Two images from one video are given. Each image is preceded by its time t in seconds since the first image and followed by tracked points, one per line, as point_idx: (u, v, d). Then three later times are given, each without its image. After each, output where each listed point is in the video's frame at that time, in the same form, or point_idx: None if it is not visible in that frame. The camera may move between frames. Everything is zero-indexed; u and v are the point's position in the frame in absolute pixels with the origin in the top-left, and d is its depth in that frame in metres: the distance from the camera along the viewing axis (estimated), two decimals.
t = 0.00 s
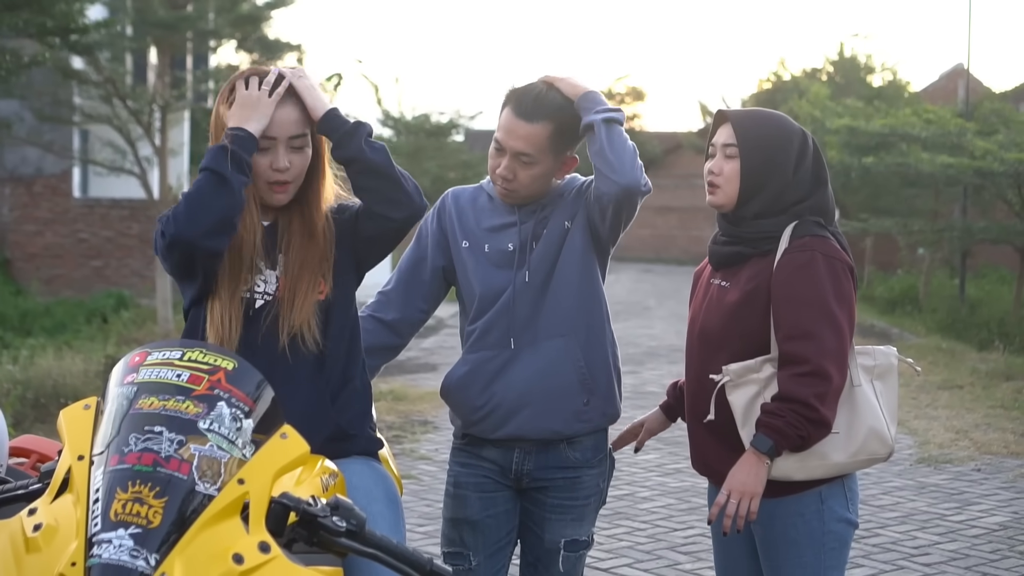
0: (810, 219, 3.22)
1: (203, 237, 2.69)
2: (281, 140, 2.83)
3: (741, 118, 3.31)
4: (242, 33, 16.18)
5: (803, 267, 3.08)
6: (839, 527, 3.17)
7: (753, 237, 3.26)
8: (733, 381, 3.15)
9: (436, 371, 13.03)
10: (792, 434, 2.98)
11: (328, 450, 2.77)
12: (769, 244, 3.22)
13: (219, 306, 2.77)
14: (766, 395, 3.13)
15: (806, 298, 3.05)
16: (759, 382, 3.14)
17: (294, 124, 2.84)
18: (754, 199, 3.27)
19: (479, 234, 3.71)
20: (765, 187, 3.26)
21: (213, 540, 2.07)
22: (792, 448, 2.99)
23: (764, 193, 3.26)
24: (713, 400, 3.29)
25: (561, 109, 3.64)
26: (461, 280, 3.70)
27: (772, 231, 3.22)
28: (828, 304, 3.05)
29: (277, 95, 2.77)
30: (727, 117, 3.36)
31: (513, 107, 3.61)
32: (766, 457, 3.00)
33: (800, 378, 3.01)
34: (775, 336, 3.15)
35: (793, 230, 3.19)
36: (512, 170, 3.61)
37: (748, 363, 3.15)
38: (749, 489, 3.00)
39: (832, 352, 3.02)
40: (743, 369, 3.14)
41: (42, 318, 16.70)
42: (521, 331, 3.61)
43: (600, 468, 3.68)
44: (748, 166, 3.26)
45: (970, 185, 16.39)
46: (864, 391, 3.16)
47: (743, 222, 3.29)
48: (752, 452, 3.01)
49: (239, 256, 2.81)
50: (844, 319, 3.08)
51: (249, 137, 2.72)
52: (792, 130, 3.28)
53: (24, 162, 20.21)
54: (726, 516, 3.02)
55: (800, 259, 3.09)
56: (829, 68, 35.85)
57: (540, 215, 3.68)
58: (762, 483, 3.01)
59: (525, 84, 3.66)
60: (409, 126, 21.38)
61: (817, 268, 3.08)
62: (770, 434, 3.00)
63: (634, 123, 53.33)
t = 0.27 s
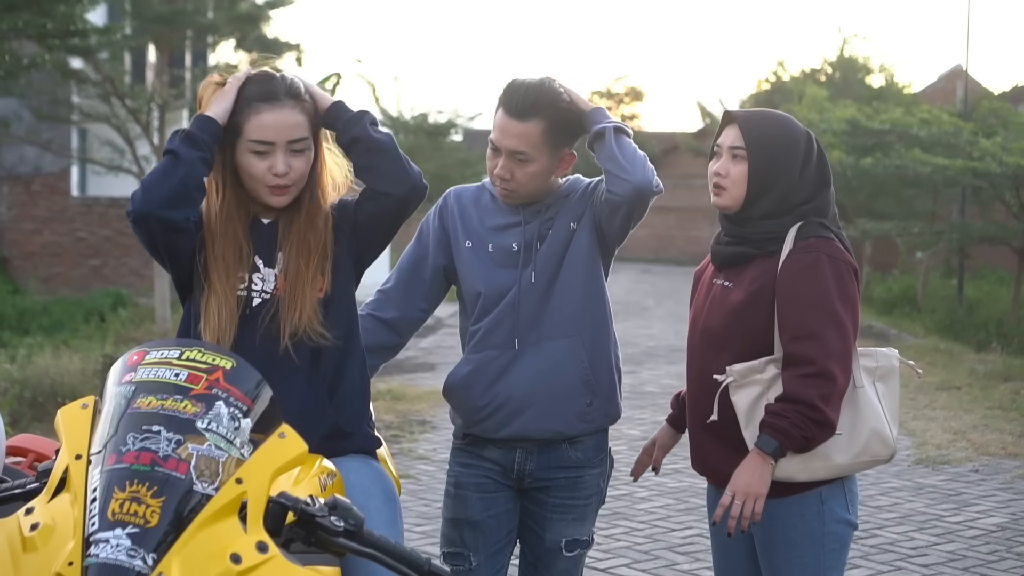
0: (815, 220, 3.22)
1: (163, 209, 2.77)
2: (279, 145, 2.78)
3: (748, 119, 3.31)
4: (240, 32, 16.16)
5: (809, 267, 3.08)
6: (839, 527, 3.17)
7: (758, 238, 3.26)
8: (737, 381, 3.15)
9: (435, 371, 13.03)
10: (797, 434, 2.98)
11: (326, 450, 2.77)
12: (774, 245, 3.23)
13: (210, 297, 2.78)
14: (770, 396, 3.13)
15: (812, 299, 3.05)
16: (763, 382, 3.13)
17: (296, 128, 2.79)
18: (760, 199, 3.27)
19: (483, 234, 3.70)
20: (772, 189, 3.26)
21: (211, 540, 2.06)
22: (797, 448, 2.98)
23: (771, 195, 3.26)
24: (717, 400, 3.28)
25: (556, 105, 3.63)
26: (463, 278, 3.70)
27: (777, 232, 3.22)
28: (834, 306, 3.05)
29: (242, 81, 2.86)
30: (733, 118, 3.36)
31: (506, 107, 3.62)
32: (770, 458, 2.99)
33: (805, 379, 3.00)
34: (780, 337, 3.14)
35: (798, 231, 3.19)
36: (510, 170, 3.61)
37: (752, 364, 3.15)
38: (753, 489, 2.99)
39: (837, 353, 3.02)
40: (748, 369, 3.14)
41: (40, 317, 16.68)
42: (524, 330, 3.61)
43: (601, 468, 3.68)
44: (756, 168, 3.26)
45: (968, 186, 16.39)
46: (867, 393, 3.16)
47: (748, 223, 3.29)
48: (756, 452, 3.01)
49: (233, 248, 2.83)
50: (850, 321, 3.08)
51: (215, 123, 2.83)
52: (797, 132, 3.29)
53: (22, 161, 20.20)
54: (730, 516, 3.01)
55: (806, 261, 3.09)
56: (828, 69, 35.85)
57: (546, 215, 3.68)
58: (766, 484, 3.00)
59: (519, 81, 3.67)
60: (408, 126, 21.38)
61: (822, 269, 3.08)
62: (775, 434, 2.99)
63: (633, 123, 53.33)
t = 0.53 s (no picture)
0: (821, 221, 3.23)
1: (140, 210, 2.80)
2: (277, 136, 2.80)
3: (755, 121, 3.31)
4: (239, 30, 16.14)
5: (815, 269, 3.08)
6: (839, 528, 3.16)
7: (763, 238, 3.26)
8: (741, 381, 3.14)
9: (433, 370, 13.02)
10: (803, 435, 2.98)
11: (324, 449, 2.77)
12: (779, 245, 3.23)
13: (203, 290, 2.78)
14: (774, 397, 3.13)
15: (818, 301, 3.05)
16: (767, 382, 3.13)
17: (294, 119, 2.80)
18: (767, 201, 3.28)
19: (485, 233, 3.70)
20: (781, 192, 3.26)
21: (209, 539, 2.06)
22: (802, 450, 2.99)
23: (779, 196, 3.27)
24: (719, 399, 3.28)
25: (548, 99, 3.62)
26: (463, 277, 3.69)
27: (783, 232, 3.23)
28: (840, 308, 3.05)
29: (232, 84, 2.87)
30: (740, 119, 3.36)
31: (497, 104, 3.62)
32: (776, 459, 2.99)
33: (811, 381, 3.00)
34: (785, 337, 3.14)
35: (804, 231, 3.19)
36: (506, 166, 3.60)
37: (756, 364, 3.14)
38: (758, 490, 2.99)
39: (843, 354, 3.02)
40: (752, 369, 3.13)
41: (38, 316, 16.65)
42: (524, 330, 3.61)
43: (600, 467, 3.68)
44: (765, 170, 3.27)
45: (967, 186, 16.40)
46: (870, 394, 3.16)
47: (754, 223, 3.29)
48: (762, 453, 3.01)
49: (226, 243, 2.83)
50: (855, 323, 3.09)
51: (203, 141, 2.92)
52: (804, 134, 3.30)
53: (20, 160, 20.17)
54: (735, 518, 3.01)
55: (812, 262, 3.09)
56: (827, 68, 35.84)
57: (547, 215, 3.68)
58: (771, 485, 3.00)
59: (511, 75, 3.65)
60: (407, 125, 21.39)
61: (828, 270, 3.08)
62: (781, 436, 3.00)
63: (631, 122, 53.33)
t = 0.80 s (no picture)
0: (826, 221, 3.23)
1: (128, 228, 2.81)
2: (275, 124, 2.81)
3: (761, 121, 3.31)
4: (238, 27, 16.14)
5: (822, 269, 3.08)
6: (839, 527, 3.17)
7: (768, 237, 3.26)
8: (745, 380, 3.14)
9: (432, 367, 13.03)
10: (807, 435, 2.98)
11: (323, 446, 2.77)
12: (784, 244, 3.23)
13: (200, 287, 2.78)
14: (778, 396, 3.13)
15: (824, 301, 3.05)
16: (771, 381, 3.13)
17: (292, 106, 2.83)
18: (773, 200, 3.29)
19: (484, 231, 3.70)
20: (788, 191, 3.27)
21: (208, 536, 2.06)
22: (806, 449, 2.99)
23: (784, 195, 3.27)
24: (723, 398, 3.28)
25: (547, 92, 3.64)
26: (463, 275, 3.69)
27: (788, 231, 3.23)
28: (846, 308, 3.06)
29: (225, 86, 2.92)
30: (746, 119, 3.36)
31: (496, 97, 3.66)
32: (780, 458, 3.00)
33: (817, 381, 3.01)
34: (789, 336, 3.14)
35: (810, 231, 3.19)
36: (504, 157, 3.62)
37: (761, 363, 3.14)
38: (762, 490, 3.00)
39: (848, 354, 3.03)
40: (756, 368, 3.13)
41: (38, 312, 16.64)
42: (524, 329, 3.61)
43: (597, 465, 3.69)
44: (772, 169, 3.27)
45: (966, 184, 16.40)
46: (872, 394, 3.16)
47: (760, 222, 3.30)
48: (766, 452, 3.01)
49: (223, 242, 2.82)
50: (860, 323, 3.09)
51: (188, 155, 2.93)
52: (809, 133, 3.31)
53: (20, 156, 20.16)
54: (740, 517, 3.02)
55: (818, 262, 3.09)
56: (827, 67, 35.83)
57: (547, 214, 3.68)
58: (775, 485, 3.01)
59: (511, 68, 3.69)
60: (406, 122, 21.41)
61: (834, 271, 3.08)
62: (785, 435, 3.00)
63: (631, 121, 53.32)
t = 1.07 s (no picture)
0: (829, 220, 3.23)
1: (115, 255, 2.81)
2: (277, 113, 2.83)
3: (761, 121, 3.31)
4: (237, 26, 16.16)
5: (824, 268, 3.08)
6: (838, 526, 3.17)
7: (770, 237, 3.26)
8: (748, 379, 3.14)
9: (431, 367, 13.03)
10: (811, 434, 2.98)
11: (322, 446, 2.77)
12: (787, 244, 3.23)
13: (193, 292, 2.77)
14: (781, 395, 3.13)
15: (827, 300, 3.05)
16: (774, 381, 3.13)
17: (293, 97, 2.85)
18: (775, 200, 3.29)
19: (483, 231, 3.70)
20: (790, 190, 3.27)
21: (208, 535, 2.06)
22: (809, 448, 2.99)
23: (786, 195, 3.28)
24: (726, 398, 3.28)
25: (547, 88, 3.65)
26: (462, 276, 3.68)
27: (790, 231, 3.23)
28: (848, 308, 3.06)
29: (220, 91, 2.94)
30: (746, 120, 3.36)
31: (497, 92, 3.66)
32: (783, 458, 3.00)
33: (821, 380, 3.00)
34: (792, 336, 3.14)
35: (812, 231, 3.19)
36: (503, 151, 3.63)
37: (764, 362, 3.14)
38: (765, 490, 3.00)
39: (851, 354, 3.03)
40: (759, 368, 3.13)
41: (36, 312, 16.64)
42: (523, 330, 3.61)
43: (595, 464, 3.69)
44: (775, 169, 3.28)
45: (965, 183, 16.41)
46: (874, 394, 3.16)
47: (762, 221, 3.30)
48: (769, 452, 3.01)
49: (218, 250, 2.80)
50: (863, 323, 3.09)
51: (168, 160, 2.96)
52: (809, 133, 3.31)
53: (19, 155, 20.15)
54: (743, 517, 3.02)
55: (821, 261, 3.09)
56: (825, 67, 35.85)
57: (545, 213, 3.68)
58: (778, 485, 3.01)
59: (512, 65, 3.70)
60: (405, 122, 21.43)
61: (836, 271, 3.08)
62: (788, 435, 3.00)
63: (630, 120, 53.32)
